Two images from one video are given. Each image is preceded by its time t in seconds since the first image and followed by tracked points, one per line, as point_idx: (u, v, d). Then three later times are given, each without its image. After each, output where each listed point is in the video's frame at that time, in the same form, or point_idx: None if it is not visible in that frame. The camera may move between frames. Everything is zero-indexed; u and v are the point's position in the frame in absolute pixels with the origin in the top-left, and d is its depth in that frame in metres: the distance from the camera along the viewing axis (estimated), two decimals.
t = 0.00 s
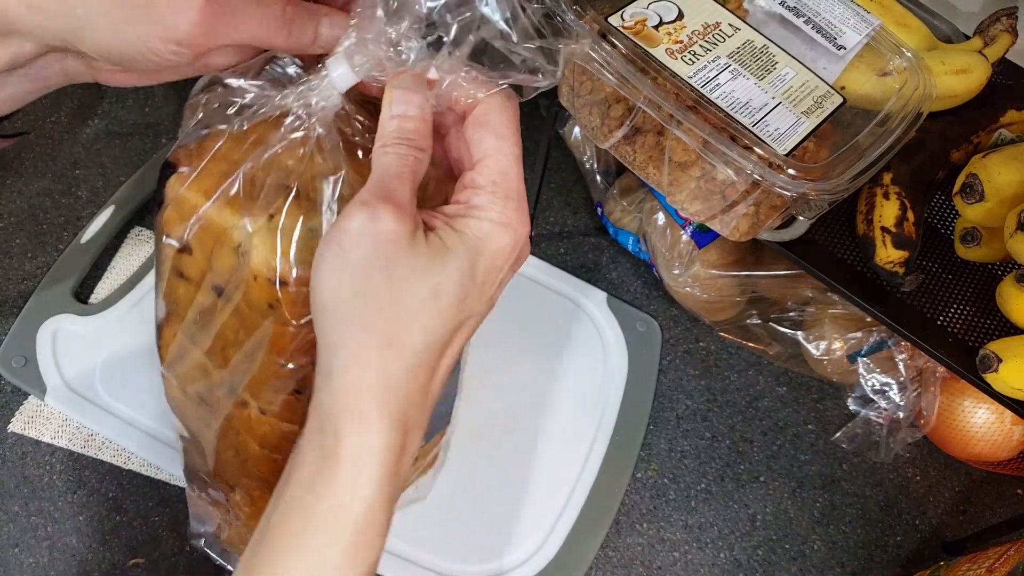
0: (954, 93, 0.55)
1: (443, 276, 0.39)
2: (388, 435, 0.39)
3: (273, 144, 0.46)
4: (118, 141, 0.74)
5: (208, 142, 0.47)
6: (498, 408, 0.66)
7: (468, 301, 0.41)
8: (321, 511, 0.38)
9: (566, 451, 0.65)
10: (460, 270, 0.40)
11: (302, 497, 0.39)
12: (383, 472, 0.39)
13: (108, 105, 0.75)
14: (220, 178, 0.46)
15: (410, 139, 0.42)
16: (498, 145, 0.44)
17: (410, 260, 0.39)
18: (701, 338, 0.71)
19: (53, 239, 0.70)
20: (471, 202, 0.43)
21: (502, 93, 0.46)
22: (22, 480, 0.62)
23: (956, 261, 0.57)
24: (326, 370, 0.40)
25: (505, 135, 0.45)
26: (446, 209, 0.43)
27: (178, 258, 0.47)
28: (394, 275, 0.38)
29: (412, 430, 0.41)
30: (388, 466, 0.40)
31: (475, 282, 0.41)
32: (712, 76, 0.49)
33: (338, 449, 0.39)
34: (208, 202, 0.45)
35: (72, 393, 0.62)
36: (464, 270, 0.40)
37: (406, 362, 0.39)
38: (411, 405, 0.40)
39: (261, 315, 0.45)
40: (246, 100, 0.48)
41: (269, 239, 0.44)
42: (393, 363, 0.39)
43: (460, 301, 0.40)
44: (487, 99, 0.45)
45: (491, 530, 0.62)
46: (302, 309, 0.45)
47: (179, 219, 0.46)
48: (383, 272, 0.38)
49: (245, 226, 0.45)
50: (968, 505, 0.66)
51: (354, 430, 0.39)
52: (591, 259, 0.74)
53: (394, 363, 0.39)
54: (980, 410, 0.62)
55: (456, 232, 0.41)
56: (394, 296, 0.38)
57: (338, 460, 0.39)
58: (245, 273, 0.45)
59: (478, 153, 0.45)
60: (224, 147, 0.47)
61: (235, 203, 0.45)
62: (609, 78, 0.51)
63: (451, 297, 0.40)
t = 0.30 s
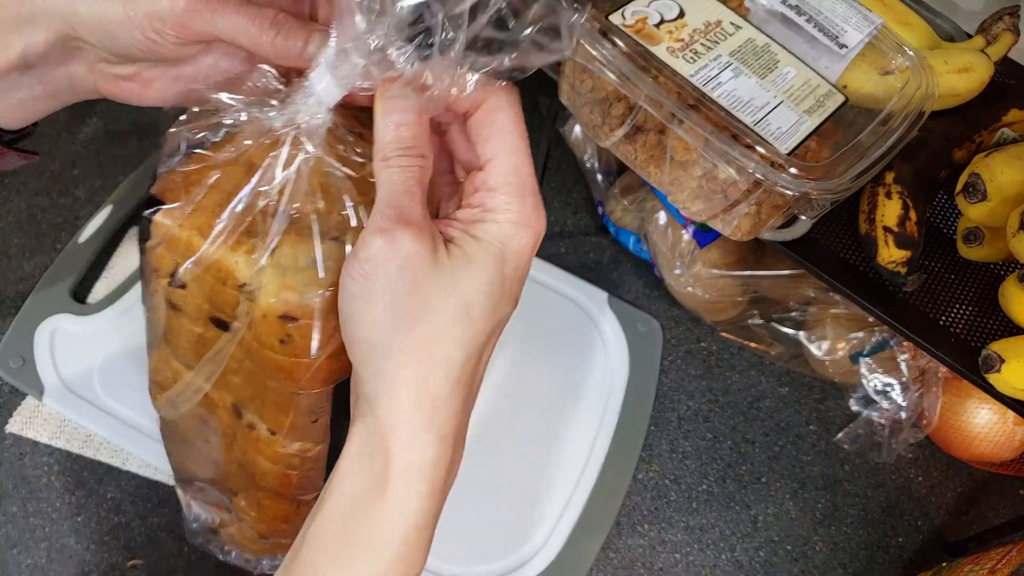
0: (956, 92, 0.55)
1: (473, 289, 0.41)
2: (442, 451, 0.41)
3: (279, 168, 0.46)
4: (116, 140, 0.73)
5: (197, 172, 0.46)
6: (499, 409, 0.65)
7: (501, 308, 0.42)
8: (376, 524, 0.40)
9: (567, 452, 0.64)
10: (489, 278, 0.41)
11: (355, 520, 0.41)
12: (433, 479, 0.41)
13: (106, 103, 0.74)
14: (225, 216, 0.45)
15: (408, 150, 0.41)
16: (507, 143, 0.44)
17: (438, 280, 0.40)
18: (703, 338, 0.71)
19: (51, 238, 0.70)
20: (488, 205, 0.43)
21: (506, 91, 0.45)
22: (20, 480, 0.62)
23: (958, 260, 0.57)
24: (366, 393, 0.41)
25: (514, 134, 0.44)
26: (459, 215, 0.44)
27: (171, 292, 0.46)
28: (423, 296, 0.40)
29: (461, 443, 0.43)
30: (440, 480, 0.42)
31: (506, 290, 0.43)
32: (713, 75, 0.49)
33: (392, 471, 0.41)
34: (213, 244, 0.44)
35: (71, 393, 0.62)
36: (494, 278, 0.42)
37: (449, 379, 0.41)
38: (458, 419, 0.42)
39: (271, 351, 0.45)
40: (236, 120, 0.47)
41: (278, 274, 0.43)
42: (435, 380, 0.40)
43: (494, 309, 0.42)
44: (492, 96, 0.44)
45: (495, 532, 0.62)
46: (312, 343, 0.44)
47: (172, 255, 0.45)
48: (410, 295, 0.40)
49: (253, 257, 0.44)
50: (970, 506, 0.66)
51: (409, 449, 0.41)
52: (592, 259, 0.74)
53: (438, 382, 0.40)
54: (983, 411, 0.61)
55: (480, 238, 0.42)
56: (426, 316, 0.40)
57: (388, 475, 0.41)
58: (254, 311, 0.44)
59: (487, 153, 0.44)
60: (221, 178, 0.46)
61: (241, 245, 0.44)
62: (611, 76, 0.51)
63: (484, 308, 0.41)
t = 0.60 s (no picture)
0: (956, 92, 0.55)
1: (458, 258, 0.40)
2: (434, 431, 0.40)
3: (316, 148, 0.47)
4: (115, 140, 0.73)
5: (231, 158, 0.47)
6: (496, 408, 0.65)
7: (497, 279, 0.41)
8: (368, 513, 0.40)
9: (565, 452, 0.64)
10: (478, 247, 0.40)
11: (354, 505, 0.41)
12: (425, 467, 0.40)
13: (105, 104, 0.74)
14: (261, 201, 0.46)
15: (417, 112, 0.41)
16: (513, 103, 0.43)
17: (419, 250, 0.39)
18: (703, 338, 0.71)
19: (51, 238, 0.70)
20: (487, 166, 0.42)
21: (524, 52, 0.44)
22: (20, 480, 0.62)
23: (958, 260, 0.57)
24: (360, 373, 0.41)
25: (526, 89, 0.43)
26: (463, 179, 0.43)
27: (202, 275, 0.47)
28: (405, 267, 0.39)
29: (464, 425, 0.42)
30: (436, 462, 0.41)
31: (502, 259, 0.41)
32: (713, 75, 0.49)
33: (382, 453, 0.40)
34: (253, 226, 0.45)
35: (71, 393, 0.62)
36: (484, 245, 0.41)
37: (438, 353, 0.40)
38: (453, 397, 0.40)
39: (307, 331, 0.46)
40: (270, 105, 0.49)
41: (316, 255, 0.45)
42: (421, 355, 0.40)
43: (487, 280, 0.41)
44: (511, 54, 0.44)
45: (496, 531, 0.62)
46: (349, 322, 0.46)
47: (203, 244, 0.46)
48: (392, 267, 0.39)
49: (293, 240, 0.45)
50: (970, 506, 0.66)
51: (400, 429, 0.40)
52: (592, 259, 0.73)
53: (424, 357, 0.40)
54: (983, 411, 0.61)
55: (468, 203, 0.41)
56: (409, 287, 0.39)
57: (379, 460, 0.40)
58: (292, 291, 0.45)
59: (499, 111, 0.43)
60: (253, 162, 0.47)
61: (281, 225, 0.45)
62: (611, 76, 0.51)
63: (473, 278, 0.40)
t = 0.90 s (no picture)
0: (956, 92, 0.55)
1: (457, 238, 0.39)
2: (449, 419, 0.38)
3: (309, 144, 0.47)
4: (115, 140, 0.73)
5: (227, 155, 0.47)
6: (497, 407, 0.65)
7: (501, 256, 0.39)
8: (384, 511, 0.38)
9: (567, 451, 0.64)
10: (480, 226, 0.39)
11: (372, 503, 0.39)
12: (441, 460, 0.38)
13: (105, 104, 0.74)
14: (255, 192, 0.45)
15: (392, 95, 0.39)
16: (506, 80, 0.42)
17: (416, 233, 0.38)
18: (702, 338, 0.71)
19: (51, 238, 0.69)
20: (483, 141, 0.41)
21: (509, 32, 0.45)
22: (19, 480, 0.61)
23: (958, 260, 0.57)
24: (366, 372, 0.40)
25: (511, 71, 0.43)
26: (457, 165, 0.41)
27: (202, 275, 0.47)
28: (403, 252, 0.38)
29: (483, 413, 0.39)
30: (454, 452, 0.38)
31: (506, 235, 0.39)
32: (713, 75, 0.49)
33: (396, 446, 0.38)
34: (248, 221, 0.45)
35: (71, 393, 0.62)
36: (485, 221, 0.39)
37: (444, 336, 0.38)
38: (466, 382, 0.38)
39: (303, 328, 0.46)
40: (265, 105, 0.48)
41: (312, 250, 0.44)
42: (426, 340, 0.38)
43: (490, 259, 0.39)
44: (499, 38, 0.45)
45: (502, 531, 0.62)
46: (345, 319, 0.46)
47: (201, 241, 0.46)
48: (390, 253, 0.38)
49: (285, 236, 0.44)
50: (969, 506, 0.66)
51: (413, 420, 0.38)
52: (592, 259, 0.73)
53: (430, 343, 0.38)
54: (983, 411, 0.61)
55: (465, 180, 0.40)
56: (409, 273, 0.38)
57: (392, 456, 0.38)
58: (290, 286, 0.45)
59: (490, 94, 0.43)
60: (249, 159, 0.47)
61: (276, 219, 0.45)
62: (610, 76, 0.51)
63: (474, 258, 0.39)
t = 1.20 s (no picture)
0: (956, 92, 0.55)
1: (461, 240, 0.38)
2: (446, 424, 0.37)
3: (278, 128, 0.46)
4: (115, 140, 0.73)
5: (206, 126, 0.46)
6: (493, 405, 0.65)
7: (506, 257, 0.38)
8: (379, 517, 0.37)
9: (569, 453, 0.64)
10: (485, 232, 0.38)
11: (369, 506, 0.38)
12: (440, 468, 0.37)
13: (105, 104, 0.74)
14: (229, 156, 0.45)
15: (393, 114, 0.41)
16: (507, 96, 0.42)
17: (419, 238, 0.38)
18: (702, 338, 0.71)
19: (51, 238, 0.69)
20: (489, 157, 0.41)
21: (497, 55, 0.44)
22: (19, 480, 0.61)
23: (958, 260, 0.57)
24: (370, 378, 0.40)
25: (506, 89, 0.42)
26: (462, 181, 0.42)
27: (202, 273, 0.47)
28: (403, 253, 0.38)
29: (483, 415, 0.38)
30: (452, 453, 0.37)
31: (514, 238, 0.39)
32: (713, 75, 0.49)
33: (392, 445, 0.37)
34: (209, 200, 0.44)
35: (72, 393, 0.62)
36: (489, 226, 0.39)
37: (444, 338, 0.37)
38: (467, 382, 0.37)
39: (253, 302, 0.43)
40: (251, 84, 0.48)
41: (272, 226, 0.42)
42: (426, 339, 0.37)
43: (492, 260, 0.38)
44: (485, 58, 0.43)
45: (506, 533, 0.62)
46: (294, 299, 0.43)
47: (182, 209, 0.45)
48: (392, 257, 0.38)
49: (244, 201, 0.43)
50: (969, 506, 0.66)
51: (411, 421, 0.37)
52: (592, 259, 0.73)
53: (430, 343, 0.37)
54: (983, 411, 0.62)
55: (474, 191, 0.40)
56: (411, 277, 0.38)
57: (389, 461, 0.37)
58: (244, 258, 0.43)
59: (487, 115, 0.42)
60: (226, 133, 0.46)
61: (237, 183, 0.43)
62: (610, 76, 0.51)
63: (479, 260, 0.38)
